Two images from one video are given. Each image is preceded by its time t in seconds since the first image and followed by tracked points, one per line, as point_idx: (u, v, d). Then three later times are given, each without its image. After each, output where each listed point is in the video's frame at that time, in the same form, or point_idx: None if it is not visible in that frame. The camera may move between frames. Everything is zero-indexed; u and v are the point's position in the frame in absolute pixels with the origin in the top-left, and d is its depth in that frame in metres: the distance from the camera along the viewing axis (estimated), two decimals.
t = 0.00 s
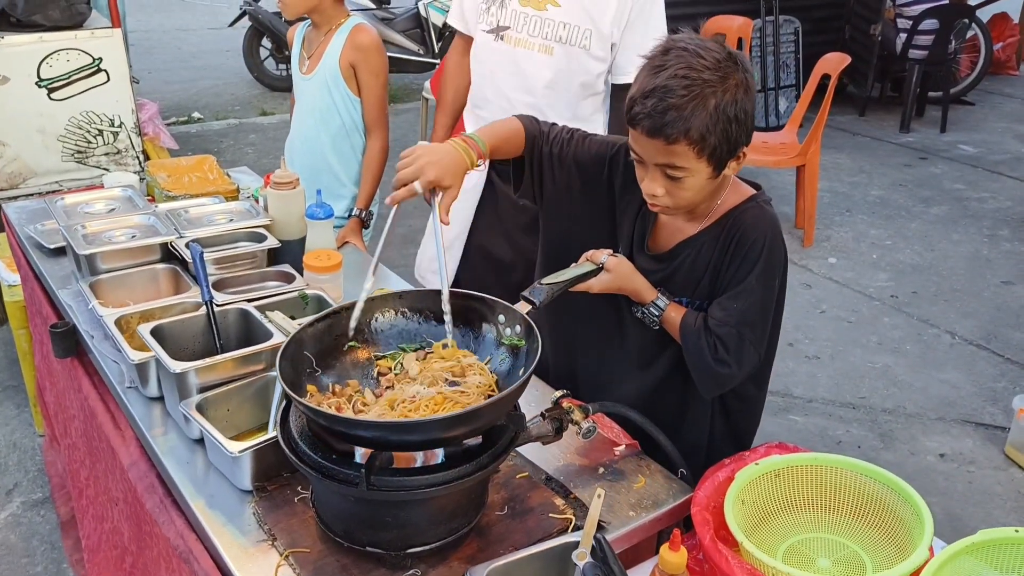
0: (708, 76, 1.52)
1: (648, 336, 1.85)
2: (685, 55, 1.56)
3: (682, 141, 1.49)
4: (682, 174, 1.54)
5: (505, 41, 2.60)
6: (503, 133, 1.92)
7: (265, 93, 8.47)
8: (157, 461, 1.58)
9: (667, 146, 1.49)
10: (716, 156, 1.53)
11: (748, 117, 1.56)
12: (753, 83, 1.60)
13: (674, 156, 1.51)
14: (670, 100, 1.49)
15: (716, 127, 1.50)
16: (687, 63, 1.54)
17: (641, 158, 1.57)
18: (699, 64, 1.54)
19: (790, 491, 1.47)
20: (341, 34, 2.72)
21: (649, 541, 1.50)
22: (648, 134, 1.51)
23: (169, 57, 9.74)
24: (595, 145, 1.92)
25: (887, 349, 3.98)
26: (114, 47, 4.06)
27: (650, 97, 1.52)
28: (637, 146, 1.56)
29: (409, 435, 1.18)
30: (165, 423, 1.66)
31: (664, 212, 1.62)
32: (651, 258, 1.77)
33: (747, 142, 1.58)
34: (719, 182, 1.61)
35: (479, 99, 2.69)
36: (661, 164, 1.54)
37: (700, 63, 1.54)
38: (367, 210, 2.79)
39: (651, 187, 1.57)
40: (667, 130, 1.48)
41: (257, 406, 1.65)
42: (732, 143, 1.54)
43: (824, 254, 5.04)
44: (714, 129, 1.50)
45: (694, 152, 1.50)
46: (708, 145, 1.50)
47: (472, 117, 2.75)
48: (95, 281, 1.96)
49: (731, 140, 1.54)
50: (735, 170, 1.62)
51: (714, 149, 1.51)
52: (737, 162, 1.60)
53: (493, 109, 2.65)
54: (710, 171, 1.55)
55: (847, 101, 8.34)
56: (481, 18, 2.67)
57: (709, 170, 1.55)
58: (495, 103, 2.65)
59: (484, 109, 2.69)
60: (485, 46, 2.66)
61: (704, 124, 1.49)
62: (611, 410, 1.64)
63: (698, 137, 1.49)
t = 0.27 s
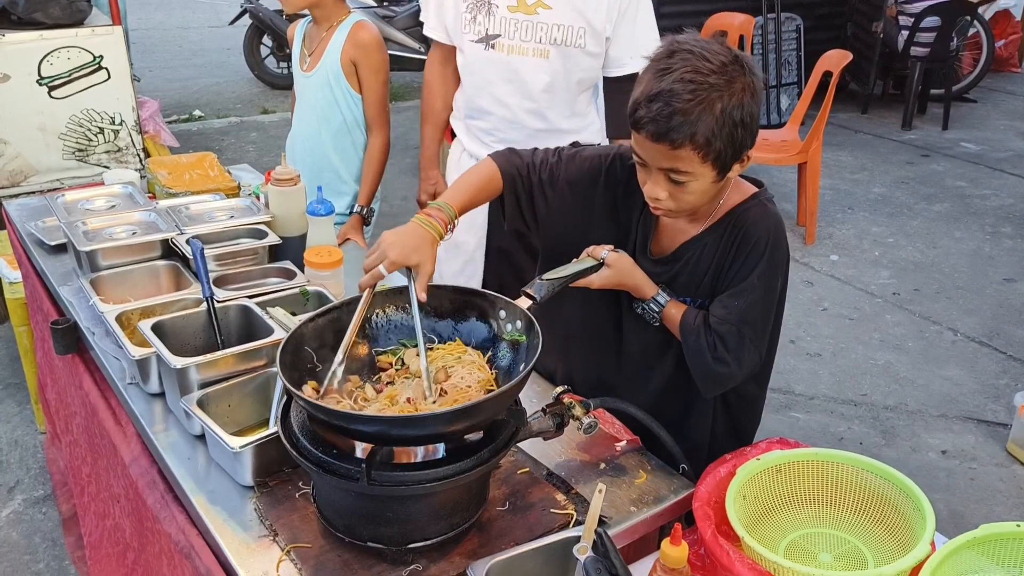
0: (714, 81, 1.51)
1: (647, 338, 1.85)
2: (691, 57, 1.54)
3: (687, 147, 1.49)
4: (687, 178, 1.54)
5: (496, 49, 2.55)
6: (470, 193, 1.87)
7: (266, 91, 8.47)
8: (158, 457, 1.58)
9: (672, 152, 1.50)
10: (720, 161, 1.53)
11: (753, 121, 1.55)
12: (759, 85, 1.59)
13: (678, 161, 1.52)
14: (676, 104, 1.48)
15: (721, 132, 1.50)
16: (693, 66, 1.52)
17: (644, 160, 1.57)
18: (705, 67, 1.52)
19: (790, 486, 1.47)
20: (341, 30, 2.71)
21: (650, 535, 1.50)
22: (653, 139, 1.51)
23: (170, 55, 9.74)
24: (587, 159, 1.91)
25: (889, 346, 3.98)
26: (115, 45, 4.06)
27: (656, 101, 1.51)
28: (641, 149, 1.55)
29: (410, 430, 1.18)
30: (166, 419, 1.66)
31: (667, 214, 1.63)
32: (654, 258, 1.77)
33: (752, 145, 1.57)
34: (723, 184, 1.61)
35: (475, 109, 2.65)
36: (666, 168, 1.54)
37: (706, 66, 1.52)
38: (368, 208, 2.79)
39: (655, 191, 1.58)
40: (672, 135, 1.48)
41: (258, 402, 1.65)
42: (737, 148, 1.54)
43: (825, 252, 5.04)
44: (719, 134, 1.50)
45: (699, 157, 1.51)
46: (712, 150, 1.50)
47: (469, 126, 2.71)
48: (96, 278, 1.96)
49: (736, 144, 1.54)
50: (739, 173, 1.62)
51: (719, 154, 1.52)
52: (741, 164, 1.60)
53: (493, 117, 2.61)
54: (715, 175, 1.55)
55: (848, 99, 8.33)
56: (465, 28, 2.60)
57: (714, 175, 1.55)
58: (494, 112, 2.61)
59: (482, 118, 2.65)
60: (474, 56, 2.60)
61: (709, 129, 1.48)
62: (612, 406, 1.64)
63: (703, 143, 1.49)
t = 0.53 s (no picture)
0: (703, 72, 1.50)
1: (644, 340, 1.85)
2: (681, 49, 1.54)
3: (673, 136, 1.48)
4: (675, 169, 1.54)
5: (470, 58, 2.47)
6: (475, 206, 1.84)
7: (265, 86, 8.46)
8: (159, 451, 1.59)
9: (660, 140, 1.49)
10: (710, 152, 1.52)
11: (744, 114, 1.54)
12: (751, 78, 1.57)
13: (667, 151, 1.51)
14: (663, 94, 1.48)
15: (709, 122, 1.49)
16: (682, 57, 1.52)
17: (635, 151, 1.57)
18: (695, 59, 1.52)
19: (791, 483, 1.47)
20: (341, 27, 2.71)
21: (650, 531, 1.50)
22: (641, 127, 1.50)
23: (170, 50, 9.73)
24: (589, 160, 1.88)
25: (887, 343, 3.98)
26: (114, 39, 4.05)
27: (644, 91, 1.51)
28: (631, 139, 1.55)
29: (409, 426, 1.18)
30: (166, 414, 1.66)
31: (659, 205, 1.62)
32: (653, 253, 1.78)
33: (743, 137, 1.56)
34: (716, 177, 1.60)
35: (457, 119, 2.58)
36: (655, 158, 1.54)
37: (696, 57, 1.52)
38: (368, 203, 2.79)
39: (646, 181, 1.57)
40: (660, 124, 1.48)
41: (258, 397, 1.65)
42: (726, 139, 1.53)
43: (824, 249, 5.04)
44: (707, 125, 1.49)
45: (687, 147, 1.50)
46: (701, 140, 1.50)
47: (450, 138, 2.63)
48: (96, 272, 1.96)
49: (725, 136, 1.52)
50: (731, 166, 1.61)
51: (707, 144, 1.51)
52: (734, 157, 1.59)
53: (478, 127, 2.55)
54: (705, 166, 1.54)
55: (847, 96, 8.34)
56: (433, 41, 2.49)
57: (704, 166, 1.54)
58: (478, 121, 2.54)
59: (465, 128, 2.58)
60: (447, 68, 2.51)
61: (696, 118, 1.48)
62: (612, 402, 1.64)
63: (690, 133, 1.48)
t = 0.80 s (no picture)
0: (702, 62, 1.49)
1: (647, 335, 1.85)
2: (680, 40, 1.53)
3: (673, 127, 1.47)
4: (677, 160, 1.52)
5: (457, 57, 2.44)
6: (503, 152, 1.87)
7: (258, 80, 8.42)
8: (158, 448, 1.57)
9: (660, 131, 1.48)
10: (710, 142, 1.51)
11: (743, 104, 1.53)
12: (750, 68, 1.56)
13: (667, 142, 1.50)
14: (662, 85, 1.47)
15: (709, 112, 1.48)
16: (680, 48, 1.52)
17: (637, 143, 1.56)
18: (694, 49, 1.52)
19: (794, 479, 1.47)
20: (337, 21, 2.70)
21: (653, 528, 1.49)
22: (642, 118, 1.50)
23: (161, 43, 9.66)
24: (598, 138, 1.90)
25: (882, 339, 4.00)
26: (108, 32, 4.02)
27: (643, 82, 1.50)
28: (633, 131, 1.55)
29: (413, 423, 1.17)
30: (164, 410, 1.65)
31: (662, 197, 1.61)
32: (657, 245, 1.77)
33: (743, 127, 1.55)
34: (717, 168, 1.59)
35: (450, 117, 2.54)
36: (656, 149, 1.53)
37: (695, 48, 1.51)
38: (367, 198, 2.77)
39: (648, 173, 1.57)
40: (659, 115, 1.47)
41: (259, 393, 1.64)
42: (726, 129, 1.52)
43: (819, 245, 5.05)
44: (706, 115, 1.48)
45: (688, 138, 1.49)
46: (701, 130, 1.49)
47: (439, 139, 2.60)
48: (93, 267, 1.94)
49: (725, 126, 1.51)
50: (733, 156, 1.60)
51: (707, 134, 1.49)
52: (735, 148, 1.58)
53: (470, 126, 2.53)
54: (707, 156, 1.53)
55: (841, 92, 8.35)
56: (416, 44, 2.42)
57: (705, 156, 1.53)
58: (469, 119, 2.53)
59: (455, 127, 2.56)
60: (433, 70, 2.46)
61: (696, 109, 1.47)
62: (614, 398, 1.64)
63: (690, 123, 1.47)
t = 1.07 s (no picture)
0: (716, 46, 1.49)
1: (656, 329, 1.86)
2: (694, 25, 1.53)
3: (687, 109, 1.46)
4: (690, 145, 1.51)
5: (456, 45, 2.42)
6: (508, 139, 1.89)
7: (246, 76, 8.36)
8: (161, 449, 1.56)
9: (673, 113, 1.47)
10: (723, 125, 1.50)
11: (756, 89, 1.52)
12: (765, 55, 1.56)
13: (680, 124, 1.48)
14: (677, 67, 1.47)
15: (722, 96, 1.47)
16: (695, 31, 1.51)
17: (649, 127, 1.55)
18: (708, 34, 1.51)
19: (801, 474, 1.47)
20: (334, 15, 2.68)
21: (661, 525, 1.49)
22: (654, 101, 1.48)
23: (148, 39, 9.58)
24: (612, 124, 1.90)
25: (877, 332, 4.01)
26: (97, 28, 3.97)
27: (657, 65, 1.50)
28: (644, 114, 1.53)
29: (422, 422, 1.16)
30: (167, 411, 1.63)
31: (673, 184, 1.59)
32: (666, 239, 1.76)
33: (756, 113, 1.54)
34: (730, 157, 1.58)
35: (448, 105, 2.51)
36: (668, 133, 1.51)
37: (710, 32, 1.51)
38: (365, 194, 2.74)
39: (660, 158, 1.55)
40: (673, 97, 1.45)
41: (262, 393, 1.62)
42: (739, 114, 1.51)
43: (813, 239, 5.06)
44: (720, 98, 1.47)
45: (701, 121, 1.47)
46: (714, 114, 1.47)
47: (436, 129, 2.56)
48: (91, 266, 1.92)
49: (739, 111, 1.50)
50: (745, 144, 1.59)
51: (721, 117, 1.48)
52: (747, 135, 1.57)
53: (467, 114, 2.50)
54: (719, 142, 1.52)
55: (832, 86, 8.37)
56: (415, 31, 2.41)
57: (717, 141, 1.52)
58: (467, 108, 2.50)
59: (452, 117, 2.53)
60: (434, 57, 2.44)
61: (709, 92, 1.46)
62: (620, 395, 1.63)
63: (703, 106, 1.46)
